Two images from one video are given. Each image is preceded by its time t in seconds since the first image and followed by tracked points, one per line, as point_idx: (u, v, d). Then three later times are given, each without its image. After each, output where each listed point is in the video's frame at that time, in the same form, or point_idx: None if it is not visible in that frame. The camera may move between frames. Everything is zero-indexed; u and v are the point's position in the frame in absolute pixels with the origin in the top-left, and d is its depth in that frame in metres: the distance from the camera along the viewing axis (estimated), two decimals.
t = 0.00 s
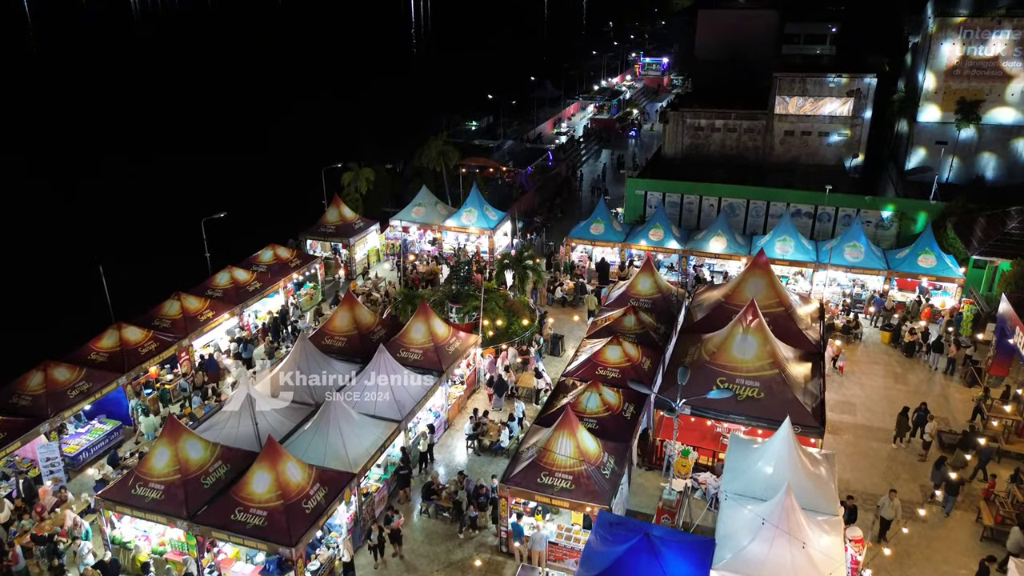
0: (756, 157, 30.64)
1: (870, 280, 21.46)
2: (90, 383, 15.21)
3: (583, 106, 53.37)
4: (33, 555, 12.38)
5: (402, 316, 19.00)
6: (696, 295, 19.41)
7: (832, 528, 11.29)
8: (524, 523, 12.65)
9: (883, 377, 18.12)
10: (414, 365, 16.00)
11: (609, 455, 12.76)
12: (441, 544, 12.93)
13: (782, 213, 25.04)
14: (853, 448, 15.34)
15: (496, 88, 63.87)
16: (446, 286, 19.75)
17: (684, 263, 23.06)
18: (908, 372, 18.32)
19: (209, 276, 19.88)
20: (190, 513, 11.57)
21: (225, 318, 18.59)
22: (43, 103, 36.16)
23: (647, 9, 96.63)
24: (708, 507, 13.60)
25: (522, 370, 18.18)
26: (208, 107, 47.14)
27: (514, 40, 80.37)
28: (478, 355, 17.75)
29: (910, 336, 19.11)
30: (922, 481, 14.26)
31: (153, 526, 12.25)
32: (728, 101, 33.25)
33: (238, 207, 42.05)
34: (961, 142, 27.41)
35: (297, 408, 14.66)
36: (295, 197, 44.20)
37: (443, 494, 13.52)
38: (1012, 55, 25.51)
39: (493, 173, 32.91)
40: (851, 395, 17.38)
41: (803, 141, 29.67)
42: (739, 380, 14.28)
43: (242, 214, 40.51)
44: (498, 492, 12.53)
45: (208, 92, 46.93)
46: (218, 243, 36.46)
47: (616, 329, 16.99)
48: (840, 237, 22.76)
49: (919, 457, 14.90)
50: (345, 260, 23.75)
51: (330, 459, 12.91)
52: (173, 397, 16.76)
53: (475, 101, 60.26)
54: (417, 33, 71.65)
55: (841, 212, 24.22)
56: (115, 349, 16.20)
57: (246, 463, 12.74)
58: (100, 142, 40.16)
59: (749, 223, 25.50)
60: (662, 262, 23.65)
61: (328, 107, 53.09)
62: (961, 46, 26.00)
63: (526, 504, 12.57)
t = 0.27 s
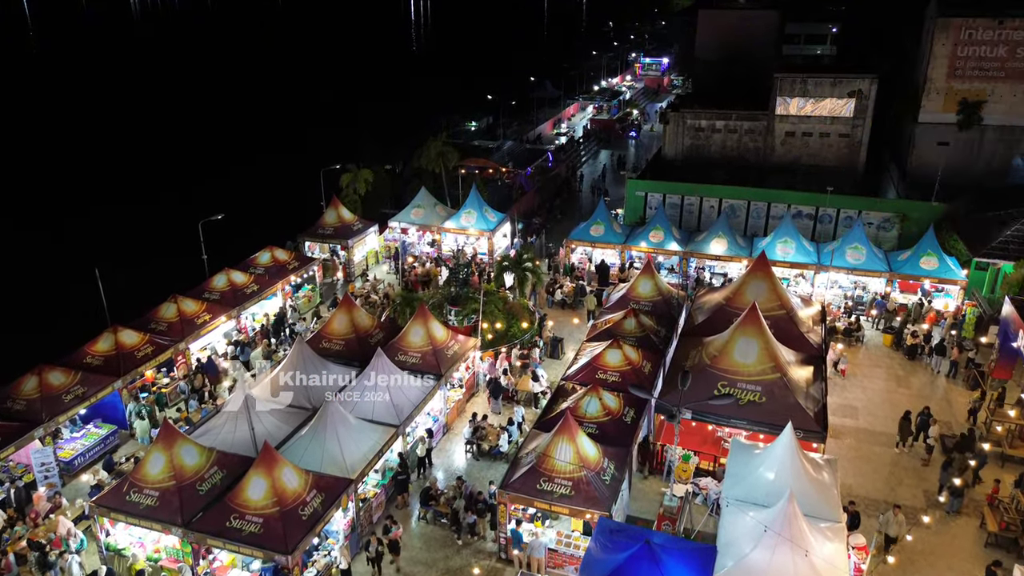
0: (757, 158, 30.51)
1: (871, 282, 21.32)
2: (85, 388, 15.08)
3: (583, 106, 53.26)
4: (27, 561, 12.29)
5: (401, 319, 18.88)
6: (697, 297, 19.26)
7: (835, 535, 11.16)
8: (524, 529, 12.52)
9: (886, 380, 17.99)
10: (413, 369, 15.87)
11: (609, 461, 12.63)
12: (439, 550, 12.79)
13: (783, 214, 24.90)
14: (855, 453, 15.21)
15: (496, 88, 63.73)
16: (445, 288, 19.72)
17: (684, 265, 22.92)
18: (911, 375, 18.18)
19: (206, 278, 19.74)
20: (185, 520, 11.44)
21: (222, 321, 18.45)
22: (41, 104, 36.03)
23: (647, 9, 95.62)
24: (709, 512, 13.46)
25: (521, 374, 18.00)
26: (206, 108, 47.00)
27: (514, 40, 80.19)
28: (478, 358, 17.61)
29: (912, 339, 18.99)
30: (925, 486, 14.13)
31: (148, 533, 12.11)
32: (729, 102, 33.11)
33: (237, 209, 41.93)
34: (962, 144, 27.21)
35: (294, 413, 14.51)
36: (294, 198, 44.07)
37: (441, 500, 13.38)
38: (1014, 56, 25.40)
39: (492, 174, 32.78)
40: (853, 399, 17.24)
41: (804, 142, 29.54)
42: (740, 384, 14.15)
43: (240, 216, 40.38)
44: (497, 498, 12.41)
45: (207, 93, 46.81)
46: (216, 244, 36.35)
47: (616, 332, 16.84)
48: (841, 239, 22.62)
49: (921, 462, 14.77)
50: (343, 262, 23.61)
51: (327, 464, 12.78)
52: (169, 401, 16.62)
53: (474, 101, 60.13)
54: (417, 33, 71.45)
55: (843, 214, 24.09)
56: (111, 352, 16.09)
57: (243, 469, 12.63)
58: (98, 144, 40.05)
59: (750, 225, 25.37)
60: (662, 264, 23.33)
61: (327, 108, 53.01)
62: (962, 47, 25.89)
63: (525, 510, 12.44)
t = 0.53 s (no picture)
0: (750, 159, 30.46)
1: (865, 283, 21.25)
2: (71, 394, 14.84)
3: (576, 107, 53.16)
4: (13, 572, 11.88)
5: (392, 322, 18.71)
6: (690, 299, 19.16)
7: (831, 541, 11.05)
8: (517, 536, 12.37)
9: (880, 382, 17.92)
10: (404, 373, 15.70)
11: (603, 466, 12.49)
12: (431, 558, 12.62)
13: (776, 215, 24.83)
14: (850, 456, 15.12)
15: (489, 88, 63.62)
16: (438, 291, 19.63)
17: (677, 266, 22.82)
18: (905, 377, 18.12)
19: (195, 282, 19.52)
20: (173, 530, 11.24)
21: (211, 325, 18.23)
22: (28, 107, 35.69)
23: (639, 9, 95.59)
24: (704, 518, 13.37)
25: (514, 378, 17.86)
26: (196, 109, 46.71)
27: (506, 40, 80.03)
28: (470, 362, 17.46)
29: (906, 340, 18.94)
30: (920, 489, 14.04)
31: (134, 542, 11.88)
32: (721, 102, 33.04)
33: (227, 211, 41.66)
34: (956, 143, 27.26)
35: (283, 418, 14.27)
36: (285, 200, 43.82)
37: (433, 507, 13.19)
38: (1006, 56, 25.39)
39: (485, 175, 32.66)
40: (848, 401, 17.17)
41: (797, 142, 29.51)
42: (734, 387, 14.04)
43: (231, 218, 40.14)
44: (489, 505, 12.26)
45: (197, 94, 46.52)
46: (206, 247, 36.10)
47: (610, 335, 16.72)
48: (834, 240, 22.58)
49: (917, 465, 14.69)
50: (334, 264, 23.44)
51: (317, 472, 12.60)
52: (158, 407, 16.39)
53: (467, 102, 59.99)
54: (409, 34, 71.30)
55: (836, 215, 24.03)
56: (98, 358, 15.86)
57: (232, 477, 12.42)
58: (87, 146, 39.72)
59: (743, 226, 25.31)
60: (655, 265, 23.19)
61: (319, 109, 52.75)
62: (955, 47, 25.86)
63: (518, 517, 12.30)
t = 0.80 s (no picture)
0: (746, 159, 30.40)
1: (861, 284, 21.17)
2: (61, 400, 14.64)
3: (571, 107, 53.04)
4: None
5: (387, 325, 18.56)
6: (687, 301, 19.05)
7: (830, 547, 10.94)
8: (512, 542, 12.25)
9: (877, 384, 17.84)
10: (399, 377, 15.57)
11: (600, 471, 12.36)
12: (426, 565, 12.49)
13: (772, 216, 24.74)
14: (847, 459, 15.01)
15: (484, 89, 63.42)
16: (432, 292, 19.03)
17: (674, 268, 22.71)
18: (902, 379, 18.04)
19: (188, 285, 19.34)
20: (163, 538, 11.09)
21: (204, 328, 18.05)
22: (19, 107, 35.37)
23: (635, 9, 95.35)
24: (702, 522, 13.28)
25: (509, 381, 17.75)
26: (190, 110, 46.43)
27: (501, 40, 79.84)
28: (465, 365, 17.32)
29: (904, 342, 18.86)
30: (919, 492, 13.94)
31: (125, 550, 11.70)
32: (717, 103, 32.95)
33: (221, 213, 41.41)
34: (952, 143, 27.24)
35: (276, 423, 14.11)
36: (280, 201, 43.60)
37: (428, 512, 13.08)
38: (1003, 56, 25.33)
39: (480, 176, 32.53)
40: (846, 404, 17.07)
41: (793, 143, 29.42)
42: (731, 391, 13.94)
43: (225, 219, 39.94)
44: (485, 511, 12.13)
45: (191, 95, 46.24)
46: (200, 249, 35.87)
47: (606, 338, 16.61)
48: (831, 241, 22.49)
49: (915, 468, 14.60)
50: (328, 266, 23.27)
51: (310, 478, 12.44)
52: (149, 412, 16.19)
53: (462, 102, 59.81)
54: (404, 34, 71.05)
55: (832, 215, 23.96)
56: (88, 363, 15.66)
57: (224, 483, 12.27)
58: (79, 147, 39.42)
59: (739, 227, 25.22)
60: (651, 267, 23.07)
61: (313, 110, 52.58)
62: (951, 48, 25.80)
63: (514, 523, 12.16)
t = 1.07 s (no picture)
0: (742, 160, 30.31)
1: (858, 285, 21.09)
2: (51, 405, 14.47)
3: (567, 108, 52.93)
4: None
5: (382, 328, 18.41)
6: (684, 303, 18.94)
7: (829, 552, 10.83)
8: (508, 548, 12.11)
9: (874, 386, 17.76)
10: (394, 382, 15.43)
11: (596, 476, 12.25)
12: (420, 571, 12.35)
13: (769, 217, 24.66)
14: (845, 462, 14.92)
15: (480, 89, 63.27)
16: (427, 295, 18.92)
17: (670, 269, 22.61)
18: (900, 381, 17.96)
19: (180, 287, 19.16)
20: (154, 546, 10.93)
21: (197, 332, 17.89)
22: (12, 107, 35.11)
23: (631, 10, 95.25)
24: (700, 527, 13.16)
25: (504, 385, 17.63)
26: (184, 111, 46.20)
27: (496, 40, 79.70)
28: (460, 368, 17.19)
29: (901, 344, 18.79)
30: (917, 496, 13.86)
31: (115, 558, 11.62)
32: (714, 103, 32.88)
33: (215, 214, 41.18)
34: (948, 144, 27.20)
35: (269, 428, 13.96)
36: (274, 202, 43.37)
37: (423, 518, 12.95)
38: (999, 56, 25.33)
39: (475, 177, 32.41)
40: (843, 406, 16.98)
41: (789, 143, 29.36)
42: (728, 394, 13.83)
43: (219, 221, 39.71)
44: (481, 517, 11.99)
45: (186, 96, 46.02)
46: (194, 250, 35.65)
47: (602, 340, 16.49)
48: (828, 242, 22.41)
49: (913, 471, 14.52)
50: (323, 268, 23.12)
51: (304, 484, 12.29)
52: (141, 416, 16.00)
53: (457, 103, 59.64)
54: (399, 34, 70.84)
55: (828, 216, 23.89)
56: (79, 367, 15.48)
57: (216, 490, 12.11)
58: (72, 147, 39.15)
59: (735, 228, 25.13)
60: (647, 268, 22.99)
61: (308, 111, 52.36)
62: (947, 48, 25.78)
63: (510, 529, 12.03)
